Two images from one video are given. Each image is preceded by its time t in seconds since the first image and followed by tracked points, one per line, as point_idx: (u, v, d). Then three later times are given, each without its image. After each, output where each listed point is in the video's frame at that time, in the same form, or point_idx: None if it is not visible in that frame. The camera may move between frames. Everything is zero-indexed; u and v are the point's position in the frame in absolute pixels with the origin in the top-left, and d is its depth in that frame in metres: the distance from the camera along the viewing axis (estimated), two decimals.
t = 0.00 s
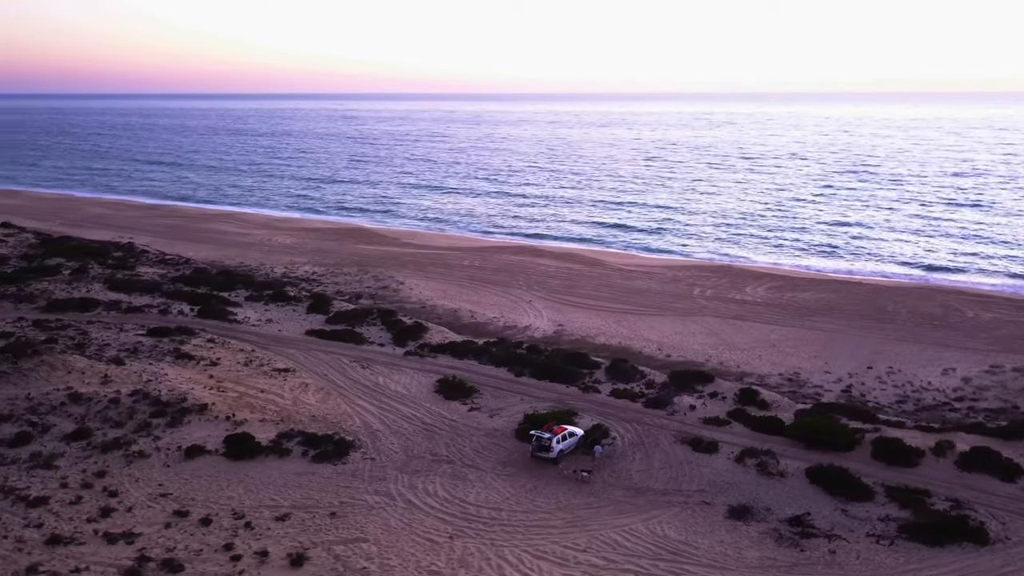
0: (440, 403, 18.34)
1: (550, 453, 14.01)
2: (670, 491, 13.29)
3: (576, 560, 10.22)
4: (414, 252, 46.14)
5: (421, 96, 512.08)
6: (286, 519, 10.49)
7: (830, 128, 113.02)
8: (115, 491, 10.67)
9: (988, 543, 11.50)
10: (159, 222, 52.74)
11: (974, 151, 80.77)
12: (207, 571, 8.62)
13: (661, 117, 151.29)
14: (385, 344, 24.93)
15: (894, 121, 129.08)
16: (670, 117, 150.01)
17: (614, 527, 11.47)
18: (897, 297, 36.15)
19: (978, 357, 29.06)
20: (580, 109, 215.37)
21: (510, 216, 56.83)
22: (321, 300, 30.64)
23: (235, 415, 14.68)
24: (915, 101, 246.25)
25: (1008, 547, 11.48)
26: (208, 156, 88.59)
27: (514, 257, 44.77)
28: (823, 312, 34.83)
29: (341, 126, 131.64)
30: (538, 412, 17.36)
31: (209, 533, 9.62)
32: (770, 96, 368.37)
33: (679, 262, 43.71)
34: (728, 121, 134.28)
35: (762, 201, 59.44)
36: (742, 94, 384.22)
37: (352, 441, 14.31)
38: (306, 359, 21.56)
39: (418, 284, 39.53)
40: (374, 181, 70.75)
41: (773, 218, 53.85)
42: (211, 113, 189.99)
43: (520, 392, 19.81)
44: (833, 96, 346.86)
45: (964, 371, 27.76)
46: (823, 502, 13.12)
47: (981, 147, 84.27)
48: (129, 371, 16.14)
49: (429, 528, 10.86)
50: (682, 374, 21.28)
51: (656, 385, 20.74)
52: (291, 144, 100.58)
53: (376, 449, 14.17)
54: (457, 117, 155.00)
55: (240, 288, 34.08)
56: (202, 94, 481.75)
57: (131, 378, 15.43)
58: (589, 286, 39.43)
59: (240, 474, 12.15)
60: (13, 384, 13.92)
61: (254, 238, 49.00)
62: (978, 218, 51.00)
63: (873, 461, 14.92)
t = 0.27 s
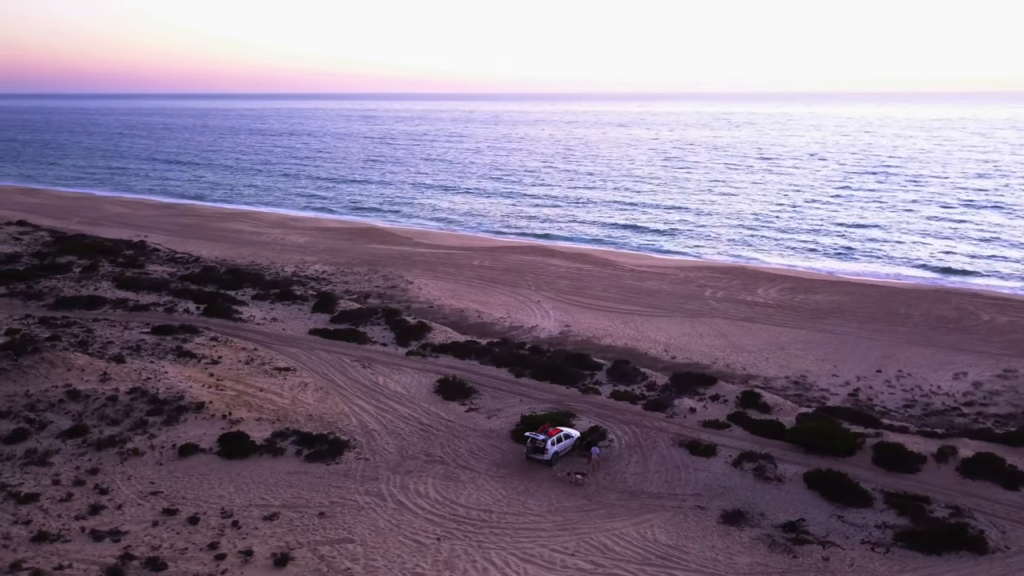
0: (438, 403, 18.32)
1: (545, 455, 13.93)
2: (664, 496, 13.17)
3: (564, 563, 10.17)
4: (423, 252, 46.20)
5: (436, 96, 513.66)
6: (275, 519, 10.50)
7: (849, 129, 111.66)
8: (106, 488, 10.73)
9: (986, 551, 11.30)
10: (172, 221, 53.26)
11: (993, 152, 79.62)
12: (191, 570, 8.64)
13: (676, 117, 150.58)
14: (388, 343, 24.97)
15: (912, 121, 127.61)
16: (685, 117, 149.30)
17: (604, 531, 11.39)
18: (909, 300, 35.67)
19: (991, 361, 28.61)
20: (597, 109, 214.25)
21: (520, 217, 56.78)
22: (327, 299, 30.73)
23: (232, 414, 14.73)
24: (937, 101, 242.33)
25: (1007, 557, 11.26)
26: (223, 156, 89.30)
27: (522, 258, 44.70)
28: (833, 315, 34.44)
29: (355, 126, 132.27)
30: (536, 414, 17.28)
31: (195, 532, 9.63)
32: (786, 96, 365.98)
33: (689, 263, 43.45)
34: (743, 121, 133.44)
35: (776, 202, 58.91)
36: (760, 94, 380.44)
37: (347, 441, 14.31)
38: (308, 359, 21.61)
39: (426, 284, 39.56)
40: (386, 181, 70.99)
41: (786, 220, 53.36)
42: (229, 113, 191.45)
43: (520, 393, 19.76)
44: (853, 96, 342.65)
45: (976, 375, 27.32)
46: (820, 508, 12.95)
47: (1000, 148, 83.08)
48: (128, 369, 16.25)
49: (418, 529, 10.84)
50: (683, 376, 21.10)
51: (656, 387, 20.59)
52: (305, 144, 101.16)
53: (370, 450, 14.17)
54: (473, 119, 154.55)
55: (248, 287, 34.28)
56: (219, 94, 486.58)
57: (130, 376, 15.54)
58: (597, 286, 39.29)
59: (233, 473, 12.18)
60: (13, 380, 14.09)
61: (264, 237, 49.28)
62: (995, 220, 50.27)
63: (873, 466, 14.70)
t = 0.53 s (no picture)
0: (439, 403, 18.31)
1: (541, 458, 13.86)
2: (659, 500, 13.06)
3: (552, 568, 10.11)
4: (433, 252, 46.26)
5: (451, 96, 514.84)
6: (264, 518, 10.53)
7: (869, 129, 110.24)
8: (99, 486, 10.82)
9: (986, 562, 11.09)
10: (186, 219, 53.80)
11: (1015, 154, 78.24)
12: (175, 568, 8.68)
13: (692, 117, 149.64)
14: (392, 343, 25.02)
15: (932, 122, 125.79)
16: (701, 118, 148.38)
17: (596, 535, 11.31)
18: (924, 304, 35.13)
19: (1005, 366, 28.10)
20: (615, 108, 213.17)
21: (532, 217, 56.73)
22: (334, 298, 30.86)
23: (230, 412, 14.80)
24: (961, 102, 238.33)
25: (1007, 568, 11.04)
26: (239, 155, 90.11)
27: (532, 258, 44.60)
28: (844, 318, 34.03)
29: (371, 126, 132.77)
30: (535, 415, 17.21)
31: (183, 530, 9.69)
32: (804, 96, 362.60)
33: (700, 265, 43.14)
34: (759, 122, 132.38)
35: (792, 204, 58.32)
36: (779, 94, 376.97)
37: (343, 441, 14.34)
38: (311, 357, 21.69)
39: (435, 283, 39.61)
40: (399, 181, 71.21)
41: (802, 222, 52.82)
42: (247, 113, 193.02)
43: (521, 394, 19.68)
44: (873, 95, 338.15)
45: (990, 381, 26.84)
46: (818, 514, 12.78)
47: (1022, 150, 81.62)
48: (130, 366, 16.40)
49: (407, 530, 10.82)
50: (686, 379, 20.91)
51: (658, 390, 20.44)
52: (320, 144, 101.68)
53: (366, 450, 14.19)
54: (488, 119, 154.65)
55: (258, 285, 34.52)
56: (238, 94, 491.36)
57: (132, 373, 15.68)
58: (607, 287, 39.13)
59: (227, 471, 12.23)
60: (15, 377, 14.26)
61: (277, 236, 49.61)
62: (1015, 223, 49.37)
63: (875, 473, 14.47)
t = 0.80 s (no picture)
0: (438, 404, 18.29)
1: (537, 459, 13.79)
2: (654, 504, 12.96)
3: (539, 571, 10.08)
4: (443, 252, 46.30)
5: (467, 95, 516.14)
6: (254, 517, 10.57)
7: (889, 130, 108.84)
8: (92, 483, 10.92)
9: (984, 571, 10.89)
10: (200, 218, 54.32)
11: None
12: (159, 567, 8.76)
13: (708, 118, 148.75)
14: (396, 343, 25.06)
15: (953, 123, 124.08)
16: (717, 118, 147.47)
17: (586, 538, 11.26)
18: (937, 307, 34.61)
19: (1020, 372, 27.59)
20: (633, 108, 211.84)
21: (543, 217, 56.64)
22: (341, 297, 30.97)
23: (228, 410, 14.87)
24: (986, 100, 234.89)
25: None
26: (254, 155, 90.87)
27: (541, 259, 44.51)
28: (856, 321, 33.59)
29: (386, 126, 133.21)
30: (534, 416, 17.15)
31: (171, 528, 9.76)
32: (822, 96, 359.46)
33: (710, 266, 42.82)
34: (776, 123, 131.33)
35: (807, 206, 57.68)
36: (796, 94, 373.85)
37: (339, 441, 14.36)
38: (314, 357, 21.76)
39: (444, 283, 39.65)
40: (411, 181, 71.39)
41: (817, 224, 52.23)
42: (265, 113, 194.66)
43: (522, 395, 19.61)
44: (894, 95, 333.60)
45: (1002, 386, 26.36)
46: (814, 520, 12.62)
47: None
48: (131, 364, 16.54)
49: (396, 531, 10.80)
50: (689, 381, 20.73)
51: (660, 392, 20.28)
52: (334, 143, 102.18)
53: (362, 450, 14.19)
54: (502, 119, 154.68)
55: (267, 284, 34.74)
56: (255, 94, 495.98)
57: (133, 370, 15.82)
58: (616, 288, 38.96)
59: (221, 470, 12.29)
60: (16, 373, 14.44)
61: (288, 235, 49.92)
62: None
63: (876, 479, 14.26)
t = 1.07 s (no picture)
0: (437, 405, 18.27)
1: (532, 461, 13.73)
2: (647, 508, 12.86)
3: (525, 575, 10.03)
4: (452, 252, 46.31)
5: (481, 95, 516.28)
6: (243, 517, 10.60)
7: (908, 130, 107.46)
8: (84, 481, 11.01)
9: None
10: (212, 217, 54.77)
11: None
12: (143, 566, 8.83)
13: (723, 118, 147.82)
14: (399, 343, 25.07)
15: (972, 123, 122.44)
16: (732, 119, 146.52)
17: (575, 542, 11.20)
18: (951, 311, 34.09)
19: None
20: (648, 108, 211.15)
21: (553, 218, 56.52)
22: (346, 297, 31.05)
23: (225, 408, 14.92)
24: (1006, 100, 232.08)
25: None
26: (268, 155, 91.46)
27: (550, 259, 44.39)
28: (868, 324, 33.20)
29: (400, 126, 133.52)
30: (531, 418, 17.08)
31: (158, 527, 9.83)
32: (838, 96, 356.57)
33: (720, 267, 42.49)
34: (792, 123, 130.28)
35: (821, 207, 57.11)
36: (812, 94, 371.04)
37: (334, 441, 14.36)
38: (316, 356, 21.80)
39: (451, 283, 39.65)
40: (423, 181, 71.49)
41: (831, 225, 51.69)
42: (281, 113, 196.02)
43: (522, 397, 19.55)
44: (913, 95, 329.80)
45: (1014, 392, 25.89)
46: (810, 526, 12.47)
47: None
48: (132, 362, 16.67)
49: (384, 532, 10.80)
50: (690, 384, 20.55)
51: (661, 395, 20.13)
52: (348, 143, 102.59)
53: (357, 450, 14.20)
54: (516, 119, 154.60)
55: (274, 283, 34.89)
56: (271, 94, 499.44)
57: (133, 367, 15.93)
58: (624, 289, 38.75)
59: (214, 469, 12.32)
60: (16, 370, 14.60)
61: (299, 235, 50.15)
62: None
63: (875, 485, 14.05)
